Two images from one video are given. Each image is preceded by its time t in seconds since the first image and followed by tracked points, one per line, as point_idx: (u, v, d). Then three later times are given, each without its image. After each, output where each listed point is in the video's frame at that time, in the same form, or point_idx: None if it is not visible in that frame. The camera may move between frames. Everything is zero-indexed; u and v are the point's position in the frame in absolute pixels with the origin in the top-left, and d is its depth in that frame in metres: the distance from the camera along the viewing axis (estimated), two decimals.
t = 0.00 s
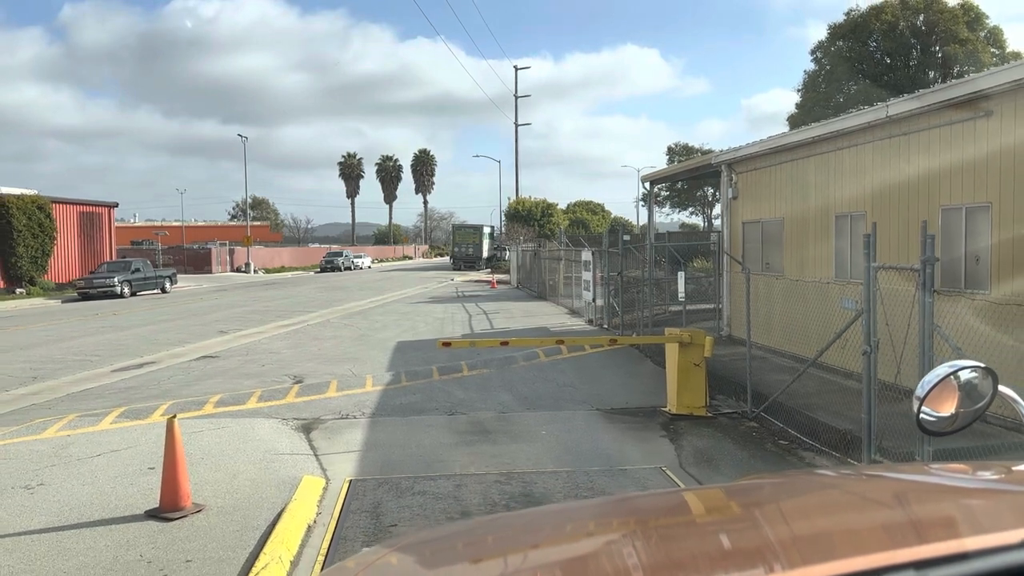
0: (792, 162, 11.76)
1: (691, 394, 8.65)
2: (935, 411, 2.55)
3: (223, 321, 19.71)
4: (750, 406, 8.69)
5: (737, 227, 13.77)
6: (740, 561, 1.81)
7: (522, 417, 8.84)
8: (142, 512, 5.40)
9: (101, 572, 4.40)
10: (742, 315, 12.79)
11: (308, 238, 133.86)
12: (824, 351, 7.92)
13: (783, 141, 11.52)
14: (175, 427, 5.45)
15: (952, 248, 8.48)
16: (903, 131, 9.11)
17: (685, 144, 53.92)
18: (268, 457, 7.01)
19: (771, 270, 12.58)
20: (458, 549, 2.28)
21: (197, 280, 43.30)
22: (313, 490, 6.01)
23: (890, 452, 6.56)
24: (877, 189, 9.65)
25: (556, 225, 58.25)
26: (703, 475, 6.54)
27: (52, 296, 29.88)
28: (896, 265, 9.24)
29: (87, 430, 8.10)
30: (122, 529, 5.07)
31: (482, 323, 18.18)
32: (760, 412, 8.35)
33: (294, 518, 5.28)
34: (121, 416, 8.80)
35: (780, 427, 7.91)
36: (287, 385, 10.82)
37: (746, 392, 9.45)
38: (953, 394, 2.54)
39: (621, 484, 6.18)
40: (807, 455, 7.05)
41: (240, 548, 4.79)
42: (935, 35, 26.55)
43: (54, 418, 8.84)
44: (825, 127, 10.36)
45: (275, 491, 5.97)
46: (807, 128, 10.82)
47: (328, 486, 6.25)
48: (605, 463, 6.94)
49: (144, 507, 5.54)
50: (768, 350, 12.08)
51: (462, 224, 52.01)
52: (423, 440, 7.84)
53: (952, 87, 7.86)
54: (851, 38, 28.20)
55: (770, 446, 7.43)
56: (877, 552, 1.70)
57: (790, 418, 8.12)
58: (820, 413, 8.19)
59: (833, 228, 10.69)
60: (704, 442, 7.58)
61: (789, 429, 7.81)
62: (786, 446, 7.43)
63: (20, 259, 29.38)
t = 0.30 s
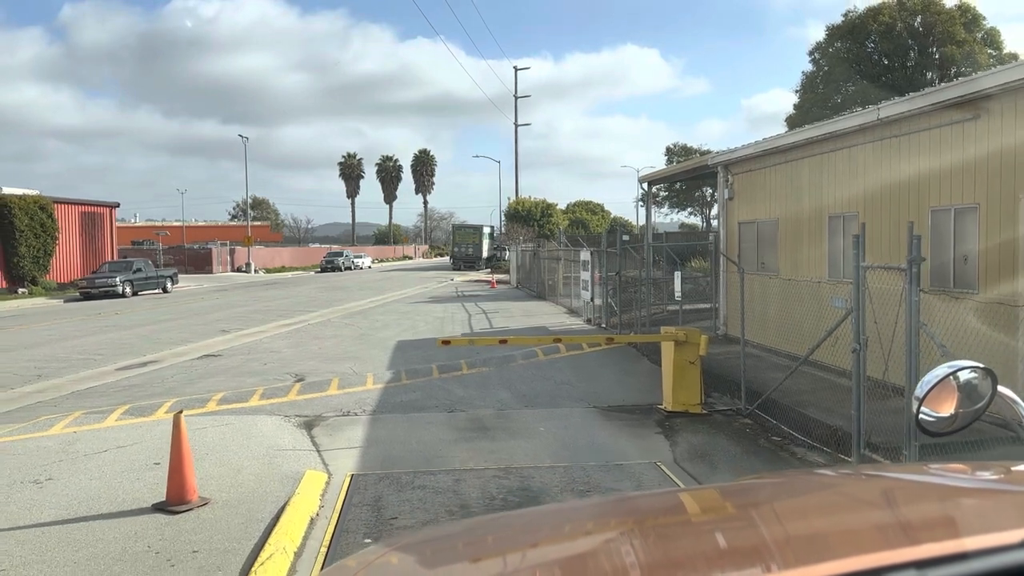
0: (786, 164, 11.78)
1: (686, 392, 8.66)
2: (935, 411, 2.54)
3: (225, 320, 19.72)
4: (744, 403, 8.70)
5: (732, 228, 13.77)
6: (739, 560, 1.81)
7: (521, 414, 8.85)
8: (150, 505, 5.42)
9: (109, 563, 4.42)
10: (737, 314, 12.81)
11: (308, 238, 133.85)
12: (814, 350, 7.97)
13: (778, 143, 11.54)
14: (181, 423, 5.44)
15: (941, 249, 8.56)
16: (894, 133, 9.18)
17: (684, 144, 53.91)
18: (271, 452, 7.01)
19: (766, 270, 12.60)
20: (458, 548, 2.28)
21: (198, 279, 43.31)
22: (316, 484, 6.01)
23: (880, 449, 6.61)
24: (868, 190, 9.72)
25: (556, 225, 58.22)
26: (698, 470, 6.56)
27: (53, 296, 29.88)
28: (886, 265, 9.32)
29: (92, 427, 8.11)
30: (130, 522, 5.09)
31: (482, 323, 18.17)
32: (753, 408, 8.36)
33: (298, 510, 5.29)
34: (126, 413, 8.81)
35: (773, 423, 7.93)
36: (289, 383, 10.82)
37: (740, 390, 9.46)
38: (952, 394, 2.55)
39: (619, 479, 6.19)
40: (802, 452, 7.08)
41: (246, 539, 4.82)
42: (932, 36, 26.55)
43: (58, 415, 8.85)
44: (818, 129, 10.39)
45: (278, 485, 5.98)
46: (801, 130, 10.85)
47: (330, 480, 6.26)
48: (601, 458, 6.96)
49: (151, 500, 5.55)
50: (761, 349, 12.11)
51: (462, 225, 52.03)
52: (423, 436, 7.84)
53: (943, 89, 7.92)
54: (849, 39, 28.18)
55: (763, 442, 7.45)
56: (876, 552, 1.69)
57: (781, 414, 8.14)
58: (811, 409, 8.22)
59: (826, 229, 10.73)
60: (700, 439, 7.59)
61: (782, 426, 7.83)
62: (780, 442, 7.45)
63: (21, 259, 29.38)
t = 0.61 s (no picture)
0: (780, 164, 11.80)
1: (681, 389, 8.68)
2: (935, 411, 2.55)
3: (227, 320, 19.72)
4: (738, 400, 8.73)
5: (728, 229, 13.78)
6: (738, 560, 1.81)
7: (520, 411, 8.85)
8: (158, 497, 5.48)
9: (119, 552, 4.50)
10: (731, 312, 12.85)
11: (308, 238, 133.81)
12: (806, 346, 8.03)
13: (772, 144, 11.57)
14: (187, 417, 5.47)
15: (930, 248, 8.67)
16: (885, 135, 9.26)
17: (683, 144, 53.92)
18: (275, 447, 7.03)
19: (762, 269, 12.63)
20: (459, 549, 2.28)
21: (200, 279, 43.31)
22: (319, 477, 6.06)
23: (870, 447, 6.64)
24: (859, 191, 9.80)
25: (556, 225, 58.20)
26: (694, 466, 6.57)
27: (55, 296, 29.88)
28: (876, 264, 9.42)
29: (100, 422, 8.14)
30: (139, 513, 5.15)
31: (481, 322, 18.16)
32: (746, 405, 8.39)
33: (302, 502, 5.36)
34: (132, 409, 8.83)
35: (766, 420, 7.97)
36: (291, 381, 10.83)
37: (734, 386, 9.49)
38: (953, 393, 2.55)
39: (615, 472, 6.24)
40: (794, 448, 7.11)
41: (252, 529, 4.90)
42: (929, 37, 26.56)
43: (65, 412, 8.87)
44: (811, 130, 10.44)
45: (282, 478, 6.02)
46: (795, 132, 10.89)
47: (333, 474, 6.29)
48: (597, 452, 7.00)
49: (160, 492, 5.61)
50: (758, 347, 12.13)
51: (462, 225, 52.01)
52: (423, 432, 7.84)
53: (931, 93, 8.00)
54: (846, 40, 28.17)
55: (756, 438, 7.49)
56: (878, 551, 1.70)
57: (773, 410, 8.17)
58: (803, 405, 8.24)
59: (819, 229, 10.79)
60: (694, 434, 7.61)
61: (775, 422, 7.87)
62: (773, 438, 7.48)
63: (24, 259, 29.40)
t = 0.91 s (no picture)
0: (774, 166, 11.84)
1: (675, 385, 8.71)
2: (935, 412, 2.54)
3: (229, 318, 19.74)
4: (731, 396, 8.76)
5: (723, 229, 13.77)
6: (735, 561, 1.82)
7: (519, 407, 8.84)
8: (167, 488, 5.63)
9: (133, 539, 4.67)
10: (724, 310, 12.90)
11: (309, 238, 133.73)
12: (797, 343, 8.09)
13: (766, 146, 11.61)
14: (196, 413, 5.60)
15: (916, 249, 8.77)
16: (874, 138, 9.35)
17: (681, 145, 53.96)
18: (279, 441, 7.10)
19: (756, 269, 12.66)
20: (459, 550, 2.28)
21: (201, 280, 43.27)
22: (323, 470, 6.20)
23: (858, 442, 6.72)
24: (850, 193, 9.87)
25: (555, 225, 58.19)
26: (687, 459, 6.63)
27: (58, 295, 29.87)
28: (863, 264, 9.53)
29: (109, 418, 8.20)
30: (150, 503, 5.32)
31: (481, 321, 18.17)
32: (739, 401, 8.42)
33: (307, 492, 5.55)
34: (139, 405, 8.88)
35: (758, 415, 8.03)
36: (294, 378, 10.85)
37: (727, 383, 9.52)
38: (952, 394, 2.54)
39: (609, 465, 6.35)
40: (784, 442, 7.16)
41: (260, 517, 5.08)
42: (926, 39, 26.62)
43: (74, 409, 8.91)
44: (804, 132, 10.51)
45: (287, 470, 6.14)
46: (789, 133, 10.92)
47: (336, 468, 6.40)
48: (594, 447, 7.07)
49: (169, 484, 5.75)
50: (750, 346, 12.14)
51: (462, 225, 52.01)
52: (424, 427, 7.87)
53: (921, 95, 8.06)
54: (844, 41, 28.19)
55: (747, 432, 7.55)
56: (878, 551, 1.70)
57: (765, 406, 8.20)
58: (794, 401, 8.27)
59: (811, 230, 10.86)
60: (688, 429, 7.67)
61: (766, 417, 7.93)
62: (763, 433, 7.53)
63: (26, 259, 29.40)
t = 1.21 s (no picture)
0: (766, 168, 11.91)
1: (670, 381, 8.71)
2: (934, 414, 2.55)
3: (231, 318, 19.78)
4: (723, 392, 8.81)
5: (717, 230, 13.80)
6: (733, 565, 1.81)
7: (516, 403, 8.84)
8: (176, 480, 5.83)
9: (145, 527, 4.89)
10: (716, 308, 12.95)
11: (308, 238, 133.63)
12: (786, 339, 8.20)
13: (759, 148, 11.68)
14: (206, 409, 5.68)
15: (903, 249, 8.93)
16: (863, 141, 9.49)
17: (680, 145, 53.96)
18: (283, 436, 7.20)
19: (748, 268, 12.71)
20: (459, 552, 2.28)
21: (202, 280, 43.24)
22: (326, 462, 6.37)
23: (843, 436, 6.87)
24: (840, 195, 10.00)
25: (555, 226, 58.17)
26: (678, 452, 6.79)
27: (61, 295, 29.86)
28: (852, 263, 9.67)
29: (116, 415, 8.28)
30: (160, 494, 5.53)
31: (480, 320, 18.21)
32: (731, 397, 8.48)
33: (312, 483, 5.75)
34: (146, 402, 8.95)
35: (749, 411, 8.10)
36: (297, 375, 10.89)
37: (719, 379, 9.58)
38: (952, 396, 2.54)
39: (602, 458, 6.53)
40: (772, 436, 7.23)
41: (265, 508, 5.27)
42: (922, 40, 26.65)
43: (81, 405, 8.98)
44: (795, 135, 10.61)
45: (291, 464, 6.31)
46: (782, 134, 10.99)
47: (339, 461, 6.54)
48: (590, 442, 7.19)
49: (177, 476, 5.97)
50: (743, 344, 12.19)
51: (462, 225, 51.99)
52: (424, 423, 7.91)
53: (910, 98, 8.20)
54: (840, 42, 28.19)
55: (737, 426, 7.64)
56: (877, 554, 1.70)
57: (755, 403, 8.25)
58: (784, 398, 8.34)
59: (802, 232, 10.97)
60: (681, 425, 7.72)
61: (757, 413, 8.00)
62: (753, 428, 7.59)
63: (29, 259, 29.40)
